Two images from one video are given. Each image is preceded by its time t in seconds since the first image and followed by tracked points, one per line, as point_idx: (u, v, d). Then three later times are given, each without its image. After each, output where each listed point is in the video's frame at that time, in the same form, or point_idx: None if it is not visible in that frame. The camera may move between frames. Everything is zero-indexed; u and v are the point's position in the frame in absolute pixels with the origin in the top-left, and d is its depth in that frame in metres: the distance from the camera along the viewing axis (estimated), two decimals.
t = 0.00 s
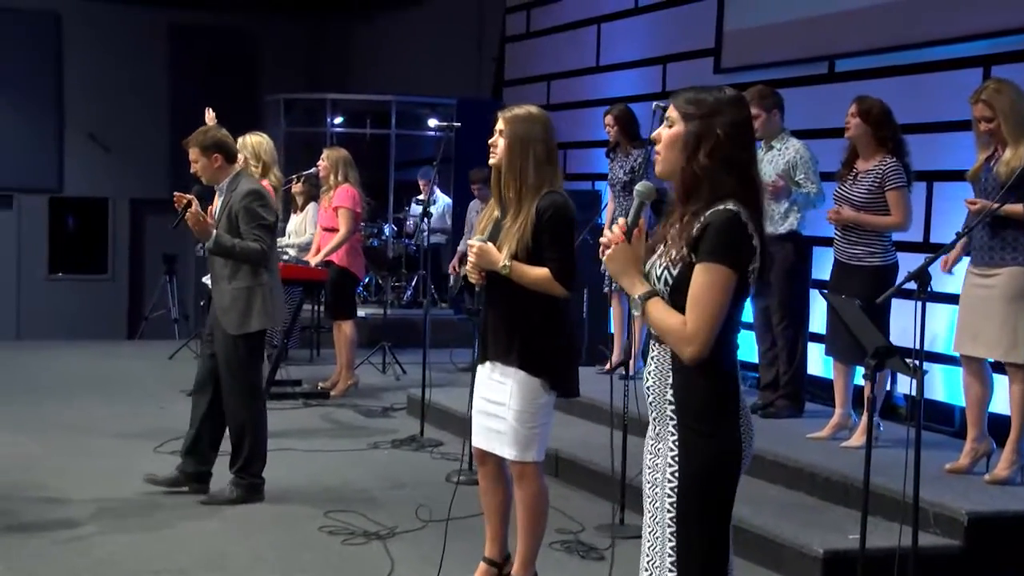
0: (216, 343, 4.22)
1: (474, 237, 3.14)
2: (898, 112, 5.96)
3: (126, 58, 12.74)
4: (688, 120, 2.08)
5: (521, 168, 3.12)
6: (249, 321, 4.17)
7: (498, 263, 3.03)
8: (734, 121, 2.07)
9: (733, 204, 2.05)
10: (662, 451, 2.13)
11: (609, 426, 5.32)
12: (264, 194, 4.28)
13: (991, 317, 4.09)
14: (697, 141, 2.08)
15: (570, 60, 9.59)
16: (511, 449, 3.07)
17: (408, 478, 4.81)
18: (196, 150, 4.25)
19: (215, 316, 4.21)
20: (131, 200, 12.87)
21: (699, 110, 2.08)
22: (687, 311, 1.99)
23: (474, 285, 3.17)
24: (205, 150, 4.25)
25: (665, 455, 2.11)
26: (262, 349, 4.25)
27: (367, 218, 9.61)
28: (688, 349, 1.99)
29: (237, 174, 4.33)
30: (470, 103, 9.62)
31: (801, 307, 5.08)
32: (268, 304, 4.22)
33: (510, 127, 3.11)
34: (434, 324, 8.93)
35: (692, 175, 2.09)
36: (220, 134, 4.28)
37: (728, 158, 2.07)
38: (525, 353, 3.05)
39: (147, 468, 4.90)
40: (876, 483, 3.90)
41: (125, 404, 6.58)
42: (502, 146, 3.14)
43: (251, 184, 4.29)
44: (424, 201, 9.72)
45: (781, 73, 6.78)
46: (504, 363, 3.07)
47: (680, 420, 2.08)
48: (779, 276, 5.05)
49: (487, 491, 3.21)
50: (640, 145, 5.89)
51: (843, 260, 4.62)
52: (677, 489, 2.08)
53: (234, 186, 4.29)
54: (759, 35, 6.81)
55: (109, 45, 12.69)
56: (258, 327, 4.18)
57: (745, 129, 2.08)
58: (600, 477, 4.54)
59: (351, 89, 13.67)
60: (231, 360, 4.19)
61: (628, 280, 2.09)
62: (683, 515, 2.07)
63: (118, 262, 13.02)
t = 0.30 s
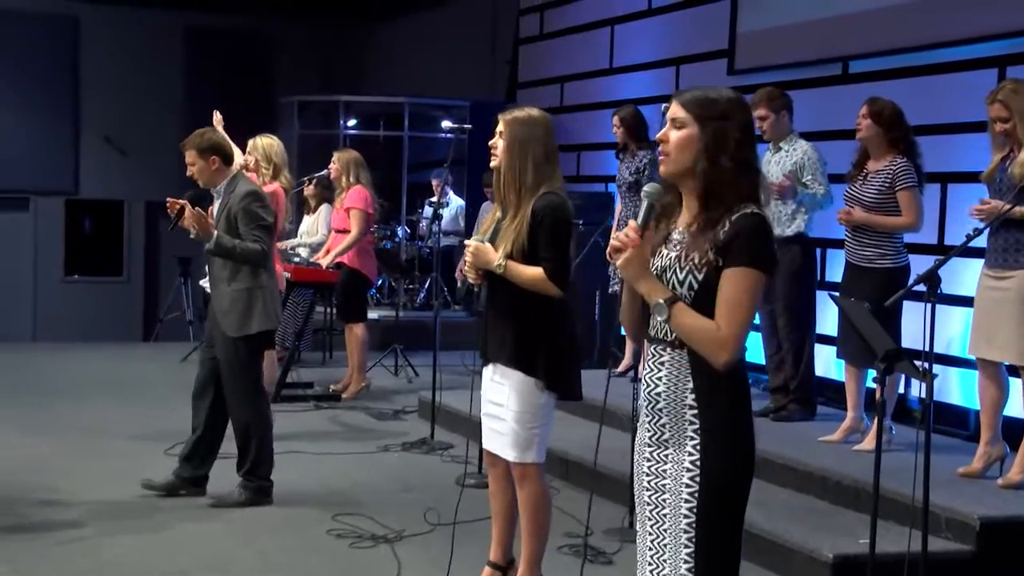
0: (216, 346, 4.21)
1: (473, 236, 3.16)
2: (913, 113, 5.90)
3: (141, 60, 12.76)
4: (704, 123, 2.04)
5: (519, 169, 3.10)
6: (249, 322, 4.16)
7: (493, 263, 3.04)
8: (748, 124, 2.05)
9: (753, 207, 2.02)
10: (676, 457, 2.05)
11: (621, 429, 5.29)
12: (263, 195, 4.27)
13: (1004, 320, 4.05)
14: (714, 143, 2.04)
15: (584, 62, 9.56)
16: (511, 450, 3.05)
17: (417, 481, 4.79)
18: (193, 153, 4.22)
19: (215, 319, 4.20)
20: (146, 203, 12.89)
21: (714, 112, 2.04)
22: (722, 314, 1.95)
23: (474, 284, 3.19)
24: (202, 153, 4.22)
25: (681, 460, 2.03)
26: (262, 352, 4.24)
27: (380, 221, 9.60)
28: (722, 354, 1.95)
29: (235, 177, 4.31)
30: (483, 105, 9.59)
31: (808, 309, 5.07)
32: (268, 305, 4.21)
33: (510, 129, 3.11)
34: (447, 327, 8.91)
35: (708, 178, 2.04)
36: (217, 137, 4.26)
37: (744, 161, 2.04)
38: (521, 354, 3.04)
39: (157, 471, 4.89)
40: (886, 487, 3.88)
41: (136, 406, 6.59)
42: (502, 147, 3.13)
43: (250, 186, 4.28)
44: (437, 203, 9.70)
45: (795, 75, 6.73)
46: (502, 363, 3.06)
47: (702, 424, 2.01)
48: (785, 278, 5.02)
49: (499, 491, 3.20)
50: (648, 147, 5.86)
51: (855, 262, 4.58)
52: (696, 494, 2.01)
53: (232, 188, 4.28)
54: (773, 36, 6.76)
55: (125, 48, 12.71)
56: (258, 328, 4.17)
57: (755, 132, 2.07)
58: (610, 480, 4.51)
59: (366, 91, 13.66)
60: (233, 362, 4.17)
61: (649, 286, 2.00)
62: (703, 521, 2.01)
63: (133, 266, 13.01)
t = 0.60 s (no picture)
0: (204, 346, 4.16)
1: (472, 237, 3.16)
2: (926, 114, 5.85)
3: (157, 63, 12.78)
4: (712, 125, 2.01)
5: (517, 171, 3.12)
6: (237, 320, 4.11)
7: (489, 262, 3.04)
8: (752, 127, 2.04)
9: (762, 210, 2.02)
10: (684, 461, 2.01)
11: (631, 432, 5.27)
12: (256, 192, 4.26)
13: (1017, 322, 4.02)
14: (721, 145, 2.01)
15: (597, 63, 9.53)
16: (510, 450, 3.04)
17: (427, 483, 4.78)
18: (188, 150, 4.21)
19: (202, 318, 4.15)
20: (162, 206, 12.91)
21: (720, 114, 2.02)
22: (741, 319, 1.94)
23: (474, 287, 3.17)
24: (197, 150, 4.21)
25: (691, 464, 2.00)
26: (246, 350, 4.19)
27: (392, 223, 9.59)
28: (742, 358, 1.94)
29: (228, 176, 4.31)
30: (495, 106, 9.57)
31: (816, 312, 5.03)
32: (256, 302, 4.17)
33: (509, 132, 3.13)
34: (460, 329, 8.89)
35: (720, 181, 2.01)
36: (211, 135, 4.25)
37: (751, 161, 2.03)
38: (518, 353, 3.03)
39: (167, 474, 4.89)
40: (895, 490, 3.86)
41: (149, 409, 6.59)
42: (501, 149, 3.15)
43: (242, 184, 4.27)
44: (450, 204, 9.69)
45: (808, 75, 6.69)
46: (498, 363, 3.06)
47: (715, 427, 1.99)
48: (790, 279, 4.98)
49: (503, 494, 3.19)
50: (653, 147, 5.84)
51: (863, 263, 4.55)
52: (709, 499, 1.98)
53: (225, 186, 4.27)
54: (788, 37, 6.71)
55: (141, 52, 12.74)
56: (245, 326, 4.12)
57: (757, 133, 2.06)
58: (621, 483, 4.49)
59: (380, 93, 13.63)
60: (223, 362, 4.13)
61: (663, 292, 1.96)
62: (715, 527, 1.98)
63: (150, 266, 12.88)
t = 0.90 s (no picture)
0: (195, 344, 4.14)
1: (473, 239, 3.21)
2: (942, 115, 5.81)
3: (175, 67, 12.83)
4: (711, 124, 1.99)
5: (514, 172, 3.14)
6: (229, 317, 4.09)
7: (485, 263, 3.09)
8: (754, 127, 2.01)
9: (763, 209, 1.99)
10: (682, 464, 1.99)
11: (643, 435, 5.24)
12: (251, 190, 4.27)
13: None
14: (720, 145, 1.99)
15: (611, 65, 9.50)
16: (503, 450, 3.04)
17: (436, 485, 4.76)
18: (185, 147, 4.21)
19: (193, 315, 4.13)
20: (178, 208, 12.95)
21: (719, 114, 1.99)
22: (735, 320, 1.91)
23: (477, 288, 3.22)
24: (195, 148, 4.21)
25: (688, 467, 1.98)
26: (238, 347, 4.16)
27: (406, 225, 9.59)
28: (736, 360, 1.90)
29: (223, 174, 4.30)
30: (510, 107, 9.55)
31: (827, 313, 4.99)
32: (248, 300, 4.16)
33: (506, 132, 3.14)
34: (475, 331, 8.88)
35: (720, 181, 1.99)
36: (209, 134, 4.26)
37: (752, 163, 2.00)
38: (514, 353, 3.05)
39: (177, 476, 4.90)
40: (904, 493, 3.84)
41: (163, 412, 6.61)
42: (500, 151, 3.17)
43: (238, 182, 4.27)
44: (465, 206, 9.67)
45: (822, 76, 6.65)
46: (496, 362, 3.08)
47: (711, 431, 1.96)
48: (799, 281, 4.96)
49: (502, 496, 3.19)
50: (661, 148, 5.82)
51: (873, 266, 4.51)
52: (704, 504, 1.96)
53: (221, 184, 4.27)
54: (805, 38, 6.66)
55: (158, 55, 12.78)
56: (237, 323, 4.10)
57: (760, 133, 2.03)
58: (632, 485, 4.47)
59: (396, 94, 13.60)
60: (214, 359, 4.09)
61: (656, 291, 1.94)
62: (714, 533, 1.96)
63: (165, 267, 12.89)
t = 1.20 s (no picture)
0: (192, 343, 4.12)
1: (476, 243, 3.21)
2: (958, 115, 5.76)
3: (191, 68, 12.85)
4: (703, 125, 1.98)
5: (516, 174, 3.14)
6: (233, 316, 4.08)
7: (485, 264, 3.09)
8: (750, 127, 1.97)
9: (753, 211, 1.95)
10: (672, 468, 2.01)
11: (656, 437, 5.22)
12: (250, 188, 4.26)
13: None
14: (713, 145, 1.97)
15: (626, 66, 9.46)
16: (496, 450, 3.05)
17: (447, 487, 4.74)
18: (179, 152, 4.18)
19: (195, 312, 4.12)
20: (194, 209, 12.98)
21: (711, 115, 1.98)
22: (705, 321, 1.89)
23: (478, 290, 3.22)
24: (189, 151, 4.19)
25: (676, 470, 1.99)
26: (236, 346, 4.15)
27: (421, 226, 9.58)
28: (704, 361, 1.89)
29: (222, 174, 4.29)
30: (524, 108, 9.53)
31: (847, 314, 4.94)
32: (251, 299, 4.16)
33: (508, 134, 3.14)
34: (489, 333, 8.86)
35: (711, 181, 1.98)
36: (202, 138, 4.24)
37: (746, 164, 1.98)
38: (513, 352, 3.06)
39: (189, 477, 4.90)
40: (915, 495, 3.82)
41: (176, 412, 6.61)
42: (502, 152, 3.17)
43: (237, 181, 4.26)
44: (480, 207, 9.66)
45: (838, 77, 6.61)
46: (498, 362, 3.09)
47: (695, 435, 1.96)
48: (818, 284, 4.93)
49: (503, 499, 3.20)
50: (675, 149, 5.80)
51: (878, 266, 4.50)
52: (689, 506, 1.96)
53: (219, 184, 4.26)
54: (821, 38, 6.61)
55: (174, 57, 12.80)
56: (242, 321, 4.10)
57: (761, 132, 1.99)
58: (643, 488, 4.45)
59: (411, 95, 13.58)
60: (209, 357, 4.07)
61: (640, 287, 1.99)
62: (699, 536, 1.96)
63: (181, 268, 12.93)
